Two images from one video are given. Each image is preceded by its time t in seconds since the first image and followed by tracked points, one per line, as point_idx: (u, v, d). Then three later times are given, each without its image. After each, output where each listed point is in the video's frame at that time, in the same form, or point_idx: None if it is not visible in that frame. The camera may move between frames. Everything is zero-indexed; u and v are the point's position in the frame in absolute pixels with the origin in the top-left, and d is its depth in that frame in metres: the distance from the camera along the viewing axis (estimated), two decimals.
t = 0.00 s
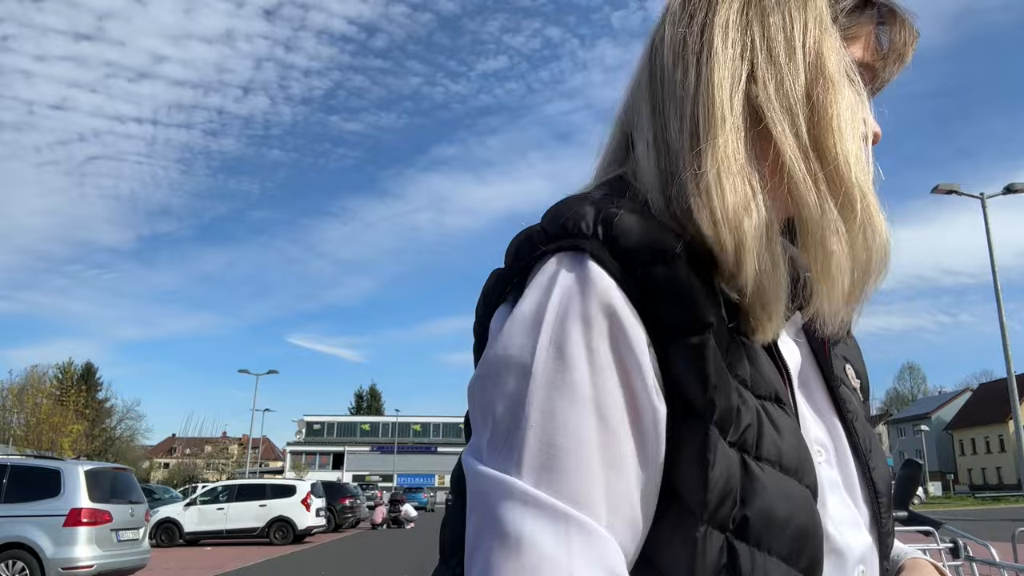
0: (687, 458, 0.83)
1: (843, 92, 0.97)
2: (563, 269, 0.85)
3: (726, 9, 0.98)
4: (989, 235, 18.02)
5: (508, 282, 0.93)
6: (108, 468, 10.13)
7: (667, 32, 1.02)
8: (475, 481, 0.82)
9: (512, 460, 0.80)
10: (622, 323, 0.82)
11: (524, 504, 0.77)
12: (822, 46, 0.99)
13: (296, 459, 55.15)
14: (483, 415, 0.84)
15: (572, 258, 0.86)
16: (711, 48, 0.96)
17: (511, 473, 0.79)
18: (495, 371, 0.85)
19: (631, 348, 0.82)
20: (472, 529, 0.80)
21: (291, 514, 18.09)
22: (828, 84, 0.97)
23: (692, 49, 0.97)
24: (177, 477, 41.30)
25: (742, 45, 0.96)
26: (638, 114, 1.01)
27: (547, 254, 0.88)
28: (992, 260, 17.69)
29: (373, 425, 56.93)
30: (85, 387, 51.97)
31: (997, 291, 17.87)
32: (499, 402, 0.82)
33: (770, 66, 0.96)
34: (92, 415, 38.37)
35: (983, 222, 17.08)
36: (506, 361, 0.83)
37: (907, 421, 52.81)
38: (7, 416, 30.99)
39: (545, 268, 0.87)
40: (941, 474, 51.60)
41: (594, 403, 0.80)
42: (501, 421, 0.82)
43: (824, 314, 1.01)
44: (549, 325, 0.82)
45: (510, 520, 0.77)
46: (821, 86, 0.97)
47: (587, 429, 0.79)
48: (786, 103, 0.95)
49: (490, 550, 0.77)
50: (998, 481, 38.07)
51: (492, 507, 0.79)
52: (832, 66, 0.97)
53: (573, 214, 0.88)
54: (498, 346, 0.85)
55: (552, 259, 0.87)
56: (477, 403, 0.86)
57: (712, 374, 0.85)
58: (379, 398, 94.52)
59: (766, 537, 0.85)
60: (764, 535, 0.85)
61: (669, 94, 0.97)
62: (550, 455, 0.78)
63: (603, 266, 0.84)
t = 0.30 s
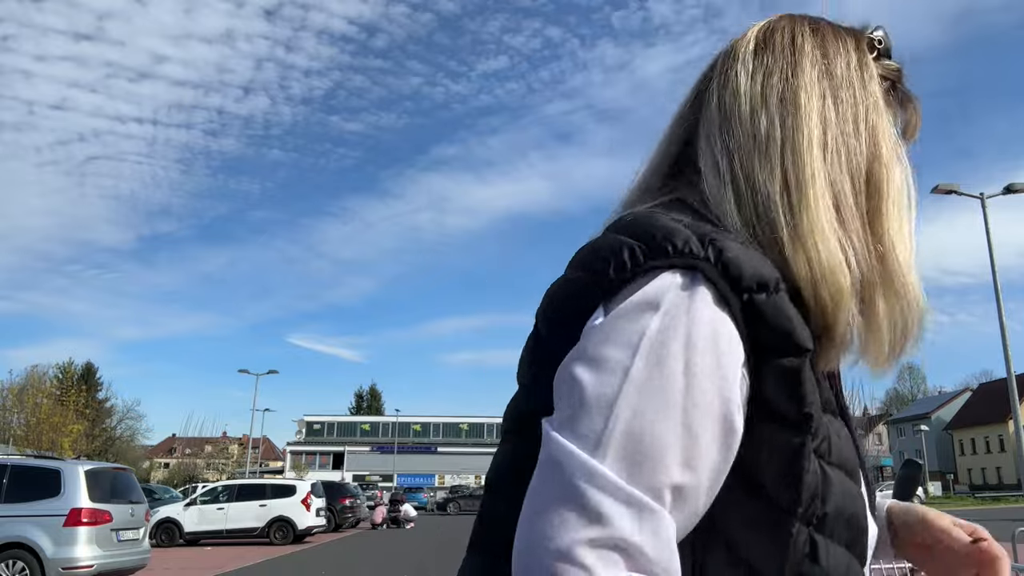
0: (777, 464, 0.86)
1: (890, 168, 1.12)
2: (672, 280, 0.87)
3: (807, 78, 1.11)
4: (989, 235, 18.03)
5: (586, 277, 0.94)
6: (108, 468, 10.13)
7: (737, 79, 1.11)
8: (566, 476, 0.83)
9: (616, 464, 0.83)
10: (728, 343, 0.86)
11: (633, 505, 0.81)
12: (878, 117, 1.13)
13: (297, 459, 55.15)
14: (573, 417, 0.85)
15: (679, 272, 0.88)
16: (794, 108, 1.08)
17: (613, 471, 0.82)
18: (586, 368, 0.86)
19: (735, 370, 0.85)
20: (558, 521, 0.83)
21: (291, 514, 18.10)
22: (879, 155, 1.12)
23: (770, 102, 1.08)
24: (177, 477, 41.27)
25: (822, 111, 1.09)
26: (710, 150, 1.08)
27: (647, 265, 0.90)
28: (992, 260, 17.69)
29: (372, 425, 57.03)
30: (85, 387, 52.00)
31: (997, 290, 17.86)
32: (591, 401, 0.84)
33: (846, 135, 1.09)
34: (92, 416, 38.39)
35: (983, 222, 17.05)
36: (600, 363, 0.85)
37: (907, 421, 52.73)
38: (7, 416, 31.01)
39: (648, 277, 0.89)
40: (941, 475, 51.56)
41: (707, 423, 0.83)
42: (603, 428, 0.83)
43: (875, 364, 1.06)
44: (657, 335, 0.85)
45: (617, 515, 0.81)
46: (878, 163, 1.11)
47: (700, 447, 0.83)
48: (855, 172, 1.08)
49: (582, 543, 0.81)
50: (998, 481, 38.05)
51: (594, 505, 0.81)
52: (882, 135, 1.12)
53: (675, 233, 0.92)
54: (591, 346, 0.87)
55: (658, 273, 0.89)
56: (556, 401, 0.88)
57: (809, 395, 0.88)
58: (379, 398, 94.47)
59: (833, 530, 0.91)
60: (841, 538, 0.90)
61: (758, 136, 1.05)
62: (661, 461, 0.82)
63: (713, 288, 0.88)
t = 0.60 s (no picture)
0: (814, 513, 0.99)
1: (916, 259, 1.21)
2: (757, 332, 0.98)
3: (836, 168, 1.23)
4: (989, 236, 18.05)
5: (673, 310, 1.04)
6: (108, 468, 10.12)
7: (773, 180, 1.24)
8: (651, 484, 0.93)
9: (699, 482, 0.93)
10: (798, 397, 0.98)
11: (713, 519, 0.92)
12: (905, 207, 1.23)
13: (296, 459, 55.07)
14: (660, 425, 0.95)
15: (763, 325, 1.00)
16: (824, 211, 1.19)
17: (697, 484, 0.93)
18: (672, 397, 0.96)
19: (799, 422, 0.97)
20: (639, 519, 0.93)
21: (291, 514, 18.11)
22: (907, 245, 1.21)
23: (807, 200, 1.20)
24: (177, 478, 41.22)
25: (854, 209, 1.20)
26: (762, 233, 1.21)
27: (735, 312, 1.00)
28: (992, 260, 17.70)
29: (372, 425, 56.99)
30: (85, 387, 51.93)
31: (997, 290, 17.86)
32: (679, 422, 0.94)
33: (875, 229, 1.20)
34: (91, 416, 38.32)
35: (983, 222, 17.04)
36: (687, 389, 0.96)
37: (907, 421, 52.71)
38: (6, 415, 31.01)
39: (734, 325, 0.99)
40: (941, 475, 51.44)
41: (775, 466, 0.96)
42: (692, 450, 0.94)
43: (907, 440, 1.15)
44: (743, 382, 0.96)
45: (696, 525, 0.91)
46: (909, 253, 1.21)
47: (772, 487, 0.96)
48: (884, 266, 1.18)
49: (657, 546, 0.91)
50: (998, 481, 37.93)
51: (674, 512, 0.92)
52: (908, 225, 1.22)
53: (759, 290, 1.03)
54: (679, 375, 0.97)
55: (746, 322, 0.99)
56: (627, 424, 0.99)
57: (853, 457, 1.02)
58: (379, 398, 94.43)
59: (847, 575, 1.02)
60: None
61: (792, 234, 1.17)
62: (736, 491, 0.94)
63: (794, 344, 1.00)
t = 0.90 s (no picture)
0: (783, 542, 1.06)
1: (917, 339, 1.25)
2: (761, 365, 1.10)
3: (831, 257, 1.33)
4: (989, 235, 18.06)
5: (695, 344, 1.16)
6: (109, 468, 10.12)
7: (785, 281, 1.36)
8: (617, 453, 1.07)
9: (667, 471, 1.04)
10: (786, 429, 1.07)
11: (659, 494, 1.02)
12: (904, 290, 1.29)
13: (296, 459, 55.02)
14: (653, 416, 1.08)
15: (767, 364, 1.11)
16: (822, 308, 1.28)
17: (659, 472, 1.04)
18: (671, 401, 1.09)
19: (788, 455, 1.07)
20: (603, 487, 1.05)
21: (292, 514, 18.11)
22: (906, 328, 1.26)
23: (814, 290, 1.31)
24: (177, 477, 41.19)
25: (852, 300, 1.28)
26: (783, 317, 1.31)
27: (745, 352, 1.12)
28: (992, 260, 17.71)
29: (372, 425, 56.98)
30: (85, 387, 51.90)
31: (997, 289, 17.85)
32: (663, 417, 1.07)
33: (873, 317, 1.26)
34: (91, 416, 38.28)
35: (983, 222, 17.02)
36: (679, 396, 1.09)
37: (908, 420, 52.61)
38: (7, 416, 31.07)
39: (741, 360, 1.11)
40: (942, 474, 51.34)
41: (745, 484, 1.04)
42: (671, 441, 1.05)
43: (922, 512, 1.20)
44: (732, 405, 1.07)
45: (640, 493, 1.02)
46: (906, 333, 1.25)
47: (729, 497, 1.03)
48: (886, 350, 1.24)
49: (606, 508, 1.03)
50: (999, 481, 37.85)
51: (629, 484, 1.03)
52: (908, 310, 1.27)
53: (776, 338, 1.14)
54: (678, 387, 1.10)
55: (750, 358, 1.11)
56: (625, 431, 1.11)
57: (835, 506, 1.08)
58: (379, 398, 94.43)
59: None
60: None
61: (800, 324, 1.28)
62: (701, 496, 1.03)
63: (796, 388, 1.10)
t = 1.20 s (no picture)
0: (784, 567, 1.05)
1: (924, 367, 1.25)
2: (770, 385, 1.10)
3: (844, 281, 1.33)
4: (989, 235, 18.09)
5: (707, 359, 1.17)
6: (109, 468, 10.12)
7: (801, 299, 1.37)
8: (623, 470, 1.06)
9: (670, 488, 1.04)
10: (793, 450, 1.07)
11: (660, 512, 1.03)
12: (915, 317, 1.28)
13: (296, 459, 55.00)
14: (659, 431, 1.09)
15: (776, 385, 1.11)
16: (833, 332, 1.28)
17: (663, 490, 1.04)
18: (678, 416, 1.09)
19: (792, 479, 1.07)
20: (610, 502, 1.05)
21: (292, 514, 18.10)
22: (914, 355, 1.26)
23: (826, 314, 1.31)
24: (177, 477, 41.18)
25: (862, 325, 1.27)
26: (795, 338, 1.32)
27: (754, 371, 1.12)
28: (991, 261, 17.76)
29: (372, 425, 57.00)
30: (85, 386, 51.92)
31: (997, 290, 17.89)
32: (670, 435, 1.07)
33: (883, 342, 1.26)
34: (90, 416, 38.30)
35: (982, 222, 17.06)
36: (689, 412, 1.09)
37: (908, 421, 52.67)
38: (7, 416, 31.08)
39: (750, 380, 1.11)
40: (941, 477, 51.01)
41: (747, 508, 1.04)
42: (676, 458, 1.05)
43: (924, 541, 1.19)
44: (739, 426, 1.07)
45: (645, 513, 1.02)
46: (915, 362, 1.25)
47: (729, 518, 1.03)
48: (894, 378, 1.23)
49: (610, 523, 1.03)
50: (999, 481, 37.81)
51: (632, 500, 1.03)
52: (917, 337, 1.26)
53: (788, 360, 1.15)
54: (685, 405, 1.10)
55: (759, 379, 1.11)
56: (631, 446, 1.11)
57: (838, 532, 1.07)
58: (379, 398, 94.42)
59: None
60: None
61: (811, 347, 1.28)
62: (705, 517, 1.03)
63: (805, 410, 1.10)
